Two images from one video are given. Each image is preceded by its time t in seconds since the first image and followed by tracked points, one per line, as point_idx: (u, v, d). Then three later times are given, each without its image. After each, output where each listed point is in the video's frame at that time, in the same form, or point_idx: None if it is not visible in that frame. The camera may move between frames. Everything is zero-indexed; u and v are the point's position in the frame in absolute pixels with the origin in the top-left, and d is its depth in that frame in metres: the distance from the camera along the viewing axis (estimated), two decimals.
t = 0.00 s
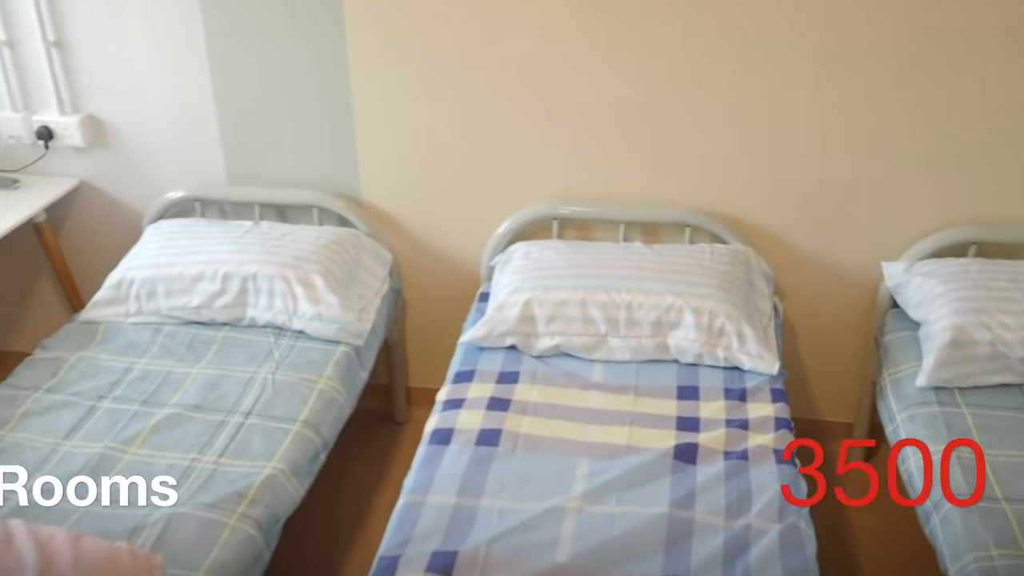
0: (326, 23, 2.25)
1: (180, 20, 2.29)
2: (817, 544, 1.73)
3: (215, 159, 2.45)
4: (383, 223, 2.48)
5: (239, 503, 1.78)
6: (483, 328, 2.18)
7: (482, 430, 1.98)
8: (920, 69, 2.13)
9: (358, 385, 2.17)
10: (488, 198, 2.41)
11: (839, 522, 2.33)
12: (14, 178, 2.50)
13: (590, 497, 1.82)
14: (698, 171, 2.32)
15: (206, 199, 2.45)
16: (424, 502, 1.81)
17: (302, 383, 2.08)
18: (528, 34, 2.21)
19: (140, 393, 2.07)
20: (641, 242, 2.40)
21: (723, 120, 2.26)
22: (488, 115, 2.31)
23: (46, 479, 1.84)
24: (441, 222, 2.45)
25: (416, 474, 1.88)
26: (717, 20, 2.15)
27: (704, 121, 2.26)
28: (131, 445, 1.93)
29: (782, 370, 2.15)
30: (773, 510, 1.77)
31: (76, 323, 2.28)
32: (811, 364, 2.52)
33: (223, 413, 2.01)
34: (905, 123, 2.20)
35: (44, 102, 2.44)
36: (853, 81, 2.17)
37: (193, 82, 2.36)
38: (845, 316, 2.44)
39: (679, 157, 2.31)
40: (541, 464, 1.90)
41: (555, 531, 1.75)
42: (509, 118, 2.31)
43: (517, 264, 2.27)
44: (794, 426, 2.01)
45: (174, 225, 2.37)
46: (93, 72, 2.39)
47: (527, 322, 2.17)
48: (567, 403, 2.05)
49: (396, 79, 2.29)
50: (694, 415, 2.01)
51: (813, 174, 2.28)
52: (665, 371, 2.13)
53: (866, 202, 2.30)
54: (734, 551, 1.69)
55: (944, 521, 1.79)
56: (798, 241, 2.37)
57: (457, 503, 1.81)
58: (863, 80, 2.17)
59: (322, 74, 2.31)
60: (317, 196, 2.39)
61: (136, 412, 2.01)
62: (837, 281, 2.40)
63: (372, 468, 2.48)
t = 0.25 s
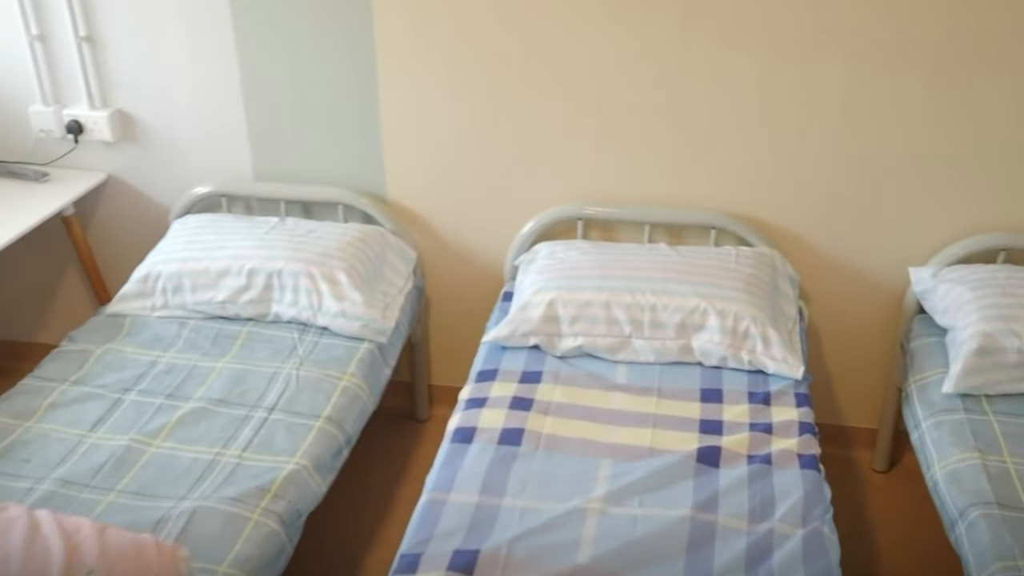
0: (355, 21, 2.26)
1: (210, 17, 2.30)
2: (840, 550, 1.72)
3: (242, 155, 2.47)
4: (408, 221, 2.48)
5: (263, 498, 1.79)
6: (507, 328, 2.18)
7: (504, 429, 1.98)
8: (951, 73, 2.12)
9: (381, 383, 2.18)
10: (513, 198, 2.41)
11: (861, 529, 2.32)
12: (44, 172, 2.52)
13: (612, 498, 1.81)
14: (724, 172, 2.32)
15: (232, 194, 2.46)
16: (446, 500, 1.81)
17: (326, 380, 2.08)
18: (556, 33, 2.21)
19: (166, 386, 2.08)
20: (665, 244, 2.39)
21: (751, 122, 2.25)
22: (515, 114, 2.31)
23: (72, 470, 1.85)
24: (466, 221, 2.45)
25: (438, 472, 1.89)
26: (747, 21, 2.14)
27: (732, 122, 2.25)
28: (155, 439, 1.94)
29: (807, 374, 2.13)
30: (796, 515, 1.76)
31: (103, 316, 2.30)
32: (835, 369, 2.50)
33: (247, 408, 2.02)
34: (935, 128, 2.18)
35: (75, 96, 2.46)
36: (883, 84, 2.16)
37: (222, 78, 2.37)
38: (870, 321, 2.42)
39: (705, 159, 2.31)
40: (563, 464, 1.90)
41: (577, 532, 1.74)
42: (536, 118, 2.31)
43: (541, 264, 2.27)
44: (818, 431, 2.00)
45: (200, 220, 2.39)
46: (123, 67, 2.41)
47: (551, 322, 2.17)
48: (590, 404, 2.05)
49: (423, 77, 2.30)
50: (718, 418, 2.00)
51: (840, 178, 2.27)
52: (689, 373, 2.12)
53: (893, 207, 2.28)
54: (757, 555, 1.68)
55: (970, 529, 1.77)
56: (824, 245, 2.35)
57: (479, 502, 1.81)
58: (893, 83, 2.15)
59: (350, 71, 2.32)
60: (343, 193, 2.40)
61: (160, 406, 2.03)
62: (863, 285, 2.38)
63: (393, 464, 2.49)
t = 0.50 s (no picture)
0: (384, 17, 2.27)
1: (240, 13, 2.32)
2: (865, 556, 1.71)
3: (270, 151, 2.48)
4: (434, 219, 2.48)
5: (287, 493, 1.80)
6: (532, 327, 2.17)
7: (528, 428, 1.98)
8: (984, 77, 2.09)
9: (405, 380, 2.18)
10: (539, 197, 2.41)
11: (886, 535, 2.30)
12: (75, 165, 2.55)
13: (636, 500, 1.81)
14: (752, 175, 2.30)
15: (259, 190, 2.48)
16: (470, 499, 1.82)
17: (351, 376, 2.09)
18: (586, 32, 2.21)
19: (192, 379, 2.09)
20: (692, 245, 2.38)
21: (780, 124, 2.23)
22: (543, 113, 2.31)
23: (100, 461, 1.87)
24: (492, 220, 2.45)
25: (461, 470, 1.89)
26: (777, 22, 2.13)
27: (761, 124, 2.24)
28: (181, 431, 1.96)
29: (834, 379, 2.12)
30: (822, 520, 1.75)
31: (131, 309, 2.32)
32: (861, 374, 2.48)
33: (272, 402, 2.03)
34: (967, 132, 2.15)
35: (106, 91, 2.48)
36: (914, 88, 2.13)
37: (251, 74, 2.39)
38: (898, 326, 2.40)
39: (733, 161, 2.29)
40: (587, 465, 1.90)
41: (600, 533, 1.74)
42: (564, 117, 2.31)
43: (567, 264, 2.27)
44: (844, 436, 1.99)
45: (228, 215, 2.40)
46: (154, 63, 2.42)
47: (576, 322, 2.16)
48: (614, 405, 2.05)
49: (451, 76, 2.30)
50: (743, 421, 1.99)
51: (869, 181, 2.25)
52: (714, 376, 2.11)
53: (923, 211, 2.26)
54: (781, 560, 1.67)
55: (998, 539, 1.74)
56: (853, 249, 2.34)
57: (503, 501, 1.81)
58: (925, 87, 2.13)
59: (378, 69, 2.32)
60: (369, 190, 2.41)
61: (187, 399, 2.04)
62: (891, 290, 2.36)
63: (415, 462, 2.49)
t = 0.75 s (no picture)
0: (417, 15, 2.27)
1: (273, 10, 2.33)
2: (895, 564, 1.69)
3: (301, 148, 2.49)
4: (463, 217, 2.49)
5: (315, 488, 1.81)
6: (560, 327, 2.17)
7: (556, 428, 1.97)
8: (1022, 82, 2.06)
9: (433, 378, 2.19)
10: (569, 197, 2.41)
11: (915, 542, 2.28)
12: (109, 160, 2.58)
13: (663, 502, 1.80)
14: (784, 177, 2.29)
15: (290, 186, 2.49)
16: (497, 497, 1.82)
17: (379, 373, 2.10)
18: (619, 31, 2.20)
19: (222, 373, 2.11)
20: (722, 248, 2.37)
21: (813, 127, 2.21)
22: (574, 113, 2.31)
23: (131, 453, 1.89)
24: (521, 219, 2.45)
25: (488, 469, 1.89)
26: (812, 24, 2.11)
27: (794, 126, 2.22)
28: (211, 425, 1.97)
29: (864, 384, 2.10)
30: (851, 526, 1.73)
31: (162, 303, 2.34)
32: (891, 380, 2.46)
33: (301, 398, 2.04)
34: (1004, 136, 2.13)
35: (141, 86, 2.51)
36: (951, 91, 2.11)
37: (284, 71, 2.40)
38: (929, 332, 2.38)
39: (765, 163, 2.28)
40: (615, 466, 1.89)
41: (627, 534, 1.73)
42: (595, 117, 2.30)
43: (596, 264, 2.26)
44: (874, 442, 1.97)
45: (259, 211, 2.42)
46: (189, 59, 2.44)
47: (604, 323, 2.16)
48: (642, 406, 2.04)
49: (482, 75, 2.30)
50: (772, 426, 1.98)
51: (903, 185, 2.23)
52: (743, 379, 2.10)
53: (958, 216, 2.23)
54: (810, 566, 1.66)
55: None
56: (885, 254, 2.32)
57: (530, 501, 1.81)
58: (961, 91, 2.10)
59: (410, 67, 2.33)
60: (399, 188, 2.42)
61: (217, 393, 2.05)
62: (923, 296, 2.34)
63: (441, 460, 2.50)
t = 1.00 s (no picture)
0: (448, 13, 2.27)
1: (305, 7, 2.34)
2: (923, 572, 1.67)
3: (330, 144, 2.50)
4: (490, 216, 2.49)
5: (341, 484, 1.81)
6: (587, 327, 2.17)
7: (581, 429, 1.97)
8: None
9: (458, 375, 2.19)
10: (597, 198, 2.40)
11: (942, 550, 2.26)
12: (140, 154, 2.60)
13: (688, 505, 1.79)
14: (814, 180, 2.27)
15: (319, 183, 2.50)
16: (522, 497, 1.81)
17: (405, 370, 2.10)
18: (651, 31, 2.20)
19: (249, 368, 2.12)
20: (750, 250, 2.36)
21: (845, 129, 2.20)
22: (604, 112, 2.30)
23: (159, 445, 1.90)
24: (549, 218, 2.45)
25: (513, 468, 1.89)
26: (845, 25, 2.10)
27: (825, 129, 2.21)
28: (238, 419, 1.98)
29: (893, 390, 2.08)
30: (879, 533, 1.71)
31: (191, 296, 2.35)
32: (920, 386, 2.44)
33: (328, 394, 2.05)
34: None
35: (173, 81, 2.53)
36: (986, 95, 2.08)
37: (314, 67, 2.41)
38: (960, 338, 2.35)
39: (795, 165, 2.26)
40: (641, 468, 1.88)
41: (652, 536, 1.73)
42: (625, 116, 2.30)
43: (623, 264, 2.26)
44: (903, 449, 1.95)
45: (288, 207, 2.43)
46: (221, 55, 2.46)
47: (631, 323, 2.15)
48: (669, 408, 2.03)
49: (512, 73, 2.31)
50: (799, 430, 1.97)
51: (935, 189, 2.21)
52: (771, 382, 2.09)
53: (991, 222, 2.21)
54: (836, 572, 1.64)
55: None
56: (916, 258, 2.29)
57: (555, 500, 1.81)
58: (997, 94, 2.08)
59: (440, 64, 2.33)
60: (428, 185, 2.42)
61: (244, 387, 2.07)
62: (954, 302, 2.31)
63: (465, 458, 2.50)
